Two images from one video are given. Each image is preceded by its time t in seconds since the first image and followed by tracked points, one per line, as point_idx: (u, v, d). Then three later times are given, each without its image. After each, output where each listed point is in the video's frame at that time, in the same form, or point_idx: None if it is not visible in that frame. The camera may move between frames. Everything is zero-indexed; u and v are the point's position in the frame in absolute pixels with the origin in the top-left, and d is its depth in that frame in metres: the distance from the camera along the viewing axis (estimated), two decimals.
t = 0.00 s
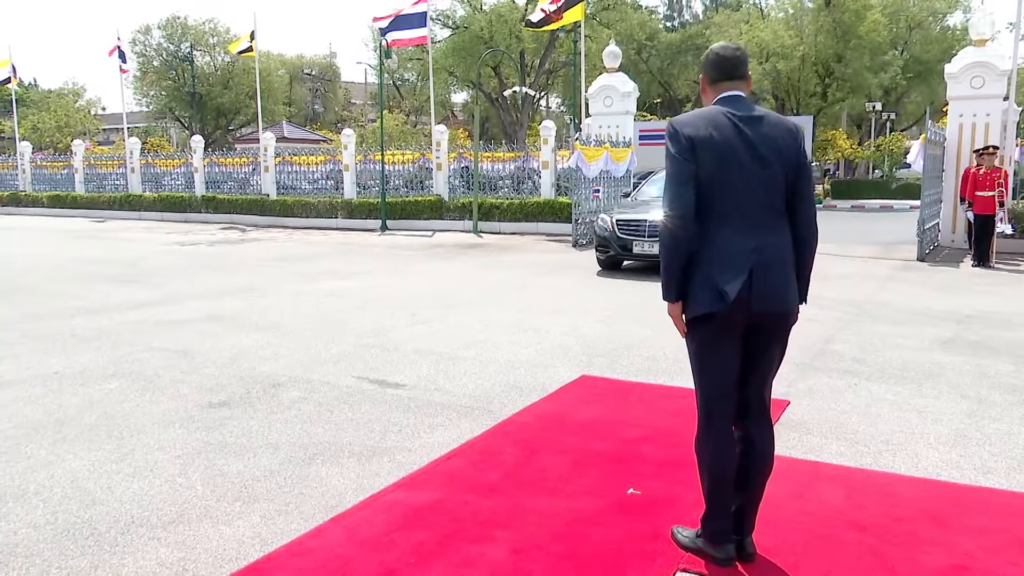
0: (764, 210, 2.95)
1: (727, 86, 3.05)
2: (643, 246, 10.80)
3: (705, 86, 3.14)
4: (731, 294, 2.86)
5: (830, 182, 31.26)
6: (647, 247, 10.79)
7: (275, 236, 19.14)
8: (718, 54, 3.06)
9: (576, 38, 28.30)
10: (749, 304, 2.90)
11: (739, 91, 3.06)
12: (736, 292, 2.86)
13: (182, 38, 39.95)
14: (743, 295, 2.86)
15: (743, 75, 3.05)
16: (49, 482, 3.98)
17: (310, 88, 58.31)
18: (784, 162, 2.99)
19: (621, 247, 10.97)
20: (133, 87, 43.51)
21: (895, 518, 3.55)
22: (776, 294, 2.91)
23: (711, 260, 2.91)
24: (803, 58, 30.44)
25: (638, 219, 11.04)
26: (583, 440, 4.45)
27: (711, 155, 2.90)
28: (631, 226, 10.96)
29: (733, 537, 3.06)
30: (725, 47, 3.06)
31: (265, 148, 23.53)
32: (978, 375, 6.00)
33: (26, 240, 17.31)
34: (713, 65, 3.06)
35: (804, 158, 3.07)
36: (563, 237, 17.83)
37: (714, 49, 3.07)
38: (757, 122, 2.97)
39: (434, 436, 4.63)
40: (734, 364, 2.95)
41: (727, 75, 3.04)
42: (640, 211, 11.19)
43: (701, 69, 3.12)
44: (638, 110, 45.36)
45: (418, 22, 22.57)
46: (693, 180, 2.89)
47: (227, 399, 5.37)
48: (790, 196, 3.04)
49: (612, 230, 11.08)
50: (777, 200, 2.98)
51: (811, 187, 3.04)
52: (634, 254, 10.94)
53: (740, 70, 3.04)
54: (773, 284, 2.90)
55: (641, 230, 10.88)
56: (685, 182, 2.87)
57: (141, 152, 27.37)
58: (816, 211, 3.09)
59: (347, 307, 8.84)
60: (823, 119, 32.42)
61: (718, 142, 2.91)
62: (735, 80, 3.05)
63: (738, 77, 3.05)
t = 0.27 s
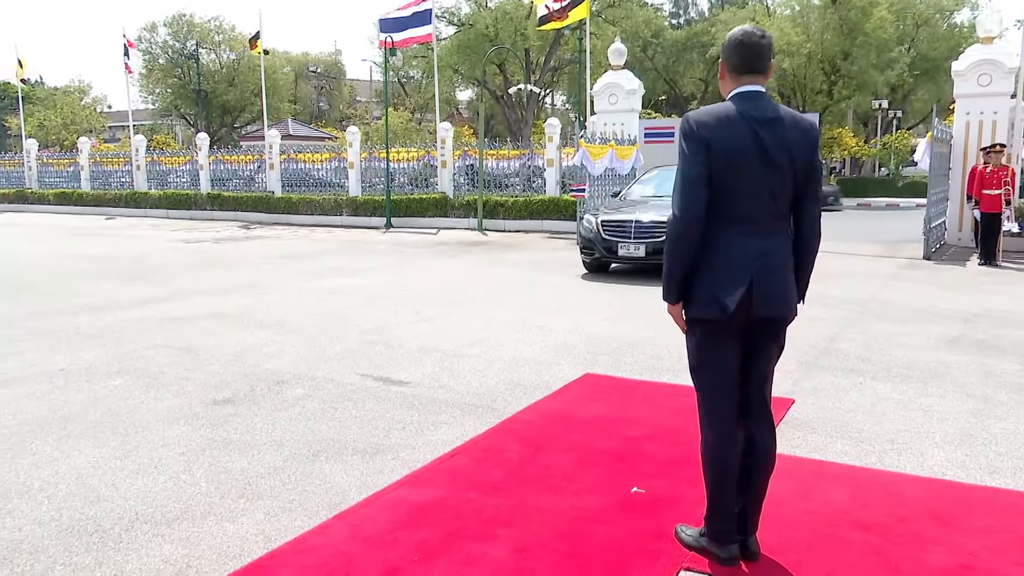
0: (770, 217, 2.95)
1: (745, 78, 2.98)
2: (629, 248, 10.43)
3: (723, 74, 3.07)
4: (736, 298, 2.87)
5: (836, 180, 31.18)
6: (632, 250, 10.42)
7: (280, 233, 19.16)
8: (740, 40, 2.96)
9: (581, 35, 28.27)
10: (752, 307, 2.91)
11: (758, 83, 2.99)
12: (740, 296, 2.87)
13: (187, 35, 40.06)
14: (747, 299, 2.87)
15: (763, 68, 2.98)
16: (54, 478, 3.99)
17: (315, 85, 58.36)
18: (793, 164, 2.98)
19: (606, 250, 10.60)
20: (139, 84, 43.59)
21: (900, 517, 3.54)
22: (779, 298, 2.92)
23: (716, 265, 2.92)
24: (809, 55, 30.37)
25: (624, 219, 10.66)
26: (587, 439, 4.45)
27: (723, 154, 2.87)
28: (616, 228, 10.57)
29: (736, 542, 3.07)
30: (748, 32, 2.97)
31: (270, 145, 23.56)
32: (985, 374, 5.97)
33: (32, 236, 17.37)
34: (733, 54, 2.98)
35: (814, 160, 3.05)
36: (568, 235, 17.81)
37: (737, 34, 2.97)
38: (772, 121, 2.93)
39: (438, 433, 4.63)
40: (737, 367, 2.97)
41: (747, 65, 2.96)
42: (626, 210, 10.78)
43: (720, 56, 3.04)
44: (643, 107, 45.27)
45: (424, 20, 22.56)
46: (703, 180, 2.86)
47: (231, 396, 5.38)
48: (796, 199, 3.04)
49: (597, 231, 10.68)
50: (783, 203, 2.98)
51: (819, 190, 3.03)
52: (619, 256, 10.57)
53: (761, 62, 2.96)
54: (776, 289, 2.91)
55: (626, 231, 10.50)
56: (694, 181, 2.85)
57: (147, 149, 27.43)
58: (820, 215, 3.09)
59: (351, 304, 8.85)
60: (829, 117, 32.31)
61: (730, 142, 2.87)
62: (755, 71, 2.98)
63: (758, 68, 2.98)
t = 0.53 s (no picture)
0: (775, 217, 2.94)
1: (753, 75, 2.97)
2: (614, 252, 9.92)
3: (729, 71, 3.05)
4: (741, 298, 2.86)
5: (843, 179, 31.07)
6: (617, 253, 9.90)
7: (287, 233, 19.19)
8: (748, 36, 2.95)
9: (587, 34, 28.26)
10: (758, 308, 2.90)
11: (764, 82, 2.98)
12: (746, 296, 2.86)
13: (195, 36, 40.23)
14: (752, 300, 2.86)
15: (770, 66, 2.96)
16: (61, 478, 4.00)
17: (322, 85, 58.49)
18: (799, 164, 2.97)
19: (589, 253, 10.09)
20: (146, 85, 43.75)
21: (909, 518, 3.52)
22: (785, 299, 2.92)
23: (722, 265, 2.90)
24: (816, 54, 30.30)
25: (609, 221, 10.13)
26: (593, 438, 4.44)
27: (729, 153, 2.86)
28: (601, 230, 10.05)
29: (743, 544, 3.06)
30: (756, 28, 2.95)
31: (277, 145, 23.61)
32: (993, 374, 5.94)
33: (40, 236, 17.44)
34: (741, 50, 2.96)
35: (820, 160, 3.04)
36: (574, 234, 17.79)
37: (745, 31, 2.95)
38: (779, 120, 2.92)
39: (444, 433, 4.63)
40: (742, 367, 2.96)
41: (755, 62, 2.95)
42: (612, 212, 10.25)
43: (727, 53, 3.03)
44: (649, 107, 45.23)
45: (430, 20, 22.57)
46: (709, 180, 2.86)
47: (238, 396, 5.39)
48: (801, 200, 3.03)
49: (581, 234, 10.18)
50: (789, 203, 2.97)
51: (825, 190, 3.02)
52: (604, 261, 10.06)
53: (768, 59, 2.95)
54: (781, 290, 2.90)
55: (611, 234, 9.99)
56: (700, 181, 2.85)
57: (155, 150, 27.53)
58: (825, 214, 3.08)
59: (357, 304, 8.86)
60: (836, 115, 32.19)
61: (737, 141, 2.86)
62: (762, 69, 2.96)
63: (765, 66, 2.96)
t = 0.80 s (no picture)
0: (776, 218, 2.93)
1: (751, 73, 2.95)
2: (598, 256, 9.46)
3: (726, 69, 3.04)
4: (742, 298, 2.85)
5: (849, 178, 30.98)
6: (601, 258, 9.44)
7: (292, 234, 19.21)
8: (745, 34, 2.94)
9: (592, 35, 28.25)
10: (760, 309, 2.89)
11: (763, 79, 2.97)
12: (746, 296, 2.86)
13: (200, 37, 40.34)
14: (754, 301, 2.85)
15: (768, 64, 2.95)
16: (67, 479, 4.01)
17: (328, 86, 58.58)
18: (798, 163, 2.96)
19: (573, 258, 9.64)
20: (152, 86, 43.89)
21: (915, 518, 3.50)
22: (787, 299, 2.91)
23: (722, 268, 2.90)
24: (822, 52, 30.23)
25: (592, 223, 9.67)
26: (598, 439, 4.44)
27: (728, 153, 2.85)
28: (585, 233, 9.60)
29: (747, 546, 3.04)
30: (753, 26, 2.94)
31: (282, 146, 23.66)
32: (1000, 373, 5.91)
33: (46, 238, 17.49)
34: (738, 49, 2.95)
35: (819, 158, 3.03)
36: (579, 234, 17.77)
37: (743, 29, 2.94)
38: (778, 118, 2.91)
39: (449, 433, 4.63)
40: (745, 368, 2.95)
41: (754, 61, 2.93)
42: (597, 214, 9.78)
43: (724, 52, 3.02)
44: (655, 106, 45.18)
45: (434, 21, 22.59)
46: (707, 180, 2.85)
47: (244, 396, 5.40)
48: (801, 200, 3.02)
49: (563, 237, 9.74)
50: (788, 202, 2.96)
51: (822, 190, 3.03)
52: (587, 265, 9.62)
53: (767, 58, 2.94)
54: (783, 290, 2.89)
55: (595, 238, 9.54)
56: (698, 181, 2.85)
57: (161, 151, 27.62)
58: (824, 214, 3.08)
59: (363, 305, 8.87)
60: (842, 114, 32.08)
61: (736, 141, 2.85)
62: (760, 67, 2.95)
63: (763, 64, 2.95)
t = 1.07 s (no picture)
0: (774, 219, 2.93)
1: (749, 74, 2.95)
2: (575, 262, 8.89)
3: (725, 70, 3.03)
4: (742, 299, 2.85)
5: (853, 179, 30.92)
6: (579, 264, 8.87)
7: (296, 235, 19.22)
8: (742, 35, 2.93)
9: (595, 35, 28.24)
10: (760, 310, 2.89)
11: (760, 79, 2.96)
12: (746, 297, 2.85)
13: (205, 39, 40.42)
14: (754, 302, 2.85)
15: (766, 65, 2.94)
16: (71, 480, 4.02)
17: (331, 88, 58.67)
18: (796, 164, 2.96)
19: (549, 264, 9.08)
20: (157, 88, 43.93)
21: (919, 519, 3.49)
22: (787, 300, 2.90)
23: (722, 270, 2.89)
24: (826, 52, 30.20)
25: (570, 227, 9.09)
26: (601, 439, 4.43)
27: (727, 154, 2.85)
28: (562, 238, 9.02)
29: (749, 548, 3.03)
30: (750, 27, 2.94)
31: (286, 147, 23.70)
32: (1005, 373, 5.90)
33: (51, 239, 17.52)
34: (735, 50, 2.95)
35: (817, 158, 3.03)
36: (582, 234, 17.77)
37: (741, 30, 2.93)
38: (776, 119, 2.91)
39: (452, 435, 4.62)
40: (746, 369, 2.94)
41: (751, 61, 2.93)
42: (576, 218, 9.22)
43: (722, 52, 3.01)
44: (658, 107, 45.15)
45: (437, 22, 22.61)
46: (706, 182, 2.85)
47: (247, 397, 5.40)
48: (800, 200, 3.02)
49: (540, 242, 9.18)
50: (787, 203, 2.96)
51: (820, 190, 3.03)
52: (564, 272, 9.03)
53: (765, 58, 2.93)
54: (782, 292, 2.89)
55: (573, 244, 8.97)
56: (697, 183, 2.84)
57: (165, 153, 27.68)
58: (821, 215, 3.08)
59: (366, 306, 8.88)
60: (846, 114, 32.01)
61: (734, 143, 2.85)
62: (758, 67, 2.94)
63: (761, 65, 2.94)
